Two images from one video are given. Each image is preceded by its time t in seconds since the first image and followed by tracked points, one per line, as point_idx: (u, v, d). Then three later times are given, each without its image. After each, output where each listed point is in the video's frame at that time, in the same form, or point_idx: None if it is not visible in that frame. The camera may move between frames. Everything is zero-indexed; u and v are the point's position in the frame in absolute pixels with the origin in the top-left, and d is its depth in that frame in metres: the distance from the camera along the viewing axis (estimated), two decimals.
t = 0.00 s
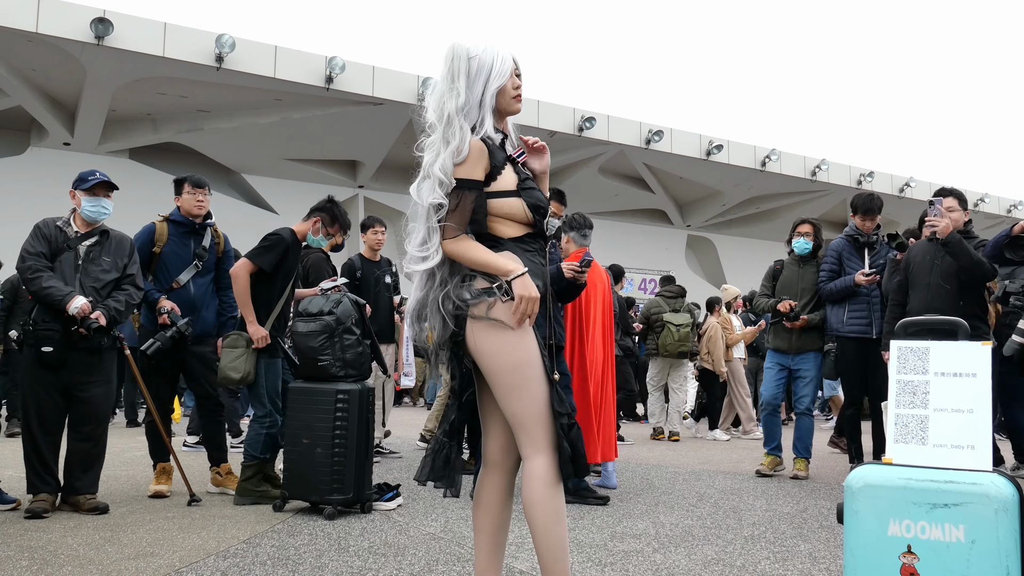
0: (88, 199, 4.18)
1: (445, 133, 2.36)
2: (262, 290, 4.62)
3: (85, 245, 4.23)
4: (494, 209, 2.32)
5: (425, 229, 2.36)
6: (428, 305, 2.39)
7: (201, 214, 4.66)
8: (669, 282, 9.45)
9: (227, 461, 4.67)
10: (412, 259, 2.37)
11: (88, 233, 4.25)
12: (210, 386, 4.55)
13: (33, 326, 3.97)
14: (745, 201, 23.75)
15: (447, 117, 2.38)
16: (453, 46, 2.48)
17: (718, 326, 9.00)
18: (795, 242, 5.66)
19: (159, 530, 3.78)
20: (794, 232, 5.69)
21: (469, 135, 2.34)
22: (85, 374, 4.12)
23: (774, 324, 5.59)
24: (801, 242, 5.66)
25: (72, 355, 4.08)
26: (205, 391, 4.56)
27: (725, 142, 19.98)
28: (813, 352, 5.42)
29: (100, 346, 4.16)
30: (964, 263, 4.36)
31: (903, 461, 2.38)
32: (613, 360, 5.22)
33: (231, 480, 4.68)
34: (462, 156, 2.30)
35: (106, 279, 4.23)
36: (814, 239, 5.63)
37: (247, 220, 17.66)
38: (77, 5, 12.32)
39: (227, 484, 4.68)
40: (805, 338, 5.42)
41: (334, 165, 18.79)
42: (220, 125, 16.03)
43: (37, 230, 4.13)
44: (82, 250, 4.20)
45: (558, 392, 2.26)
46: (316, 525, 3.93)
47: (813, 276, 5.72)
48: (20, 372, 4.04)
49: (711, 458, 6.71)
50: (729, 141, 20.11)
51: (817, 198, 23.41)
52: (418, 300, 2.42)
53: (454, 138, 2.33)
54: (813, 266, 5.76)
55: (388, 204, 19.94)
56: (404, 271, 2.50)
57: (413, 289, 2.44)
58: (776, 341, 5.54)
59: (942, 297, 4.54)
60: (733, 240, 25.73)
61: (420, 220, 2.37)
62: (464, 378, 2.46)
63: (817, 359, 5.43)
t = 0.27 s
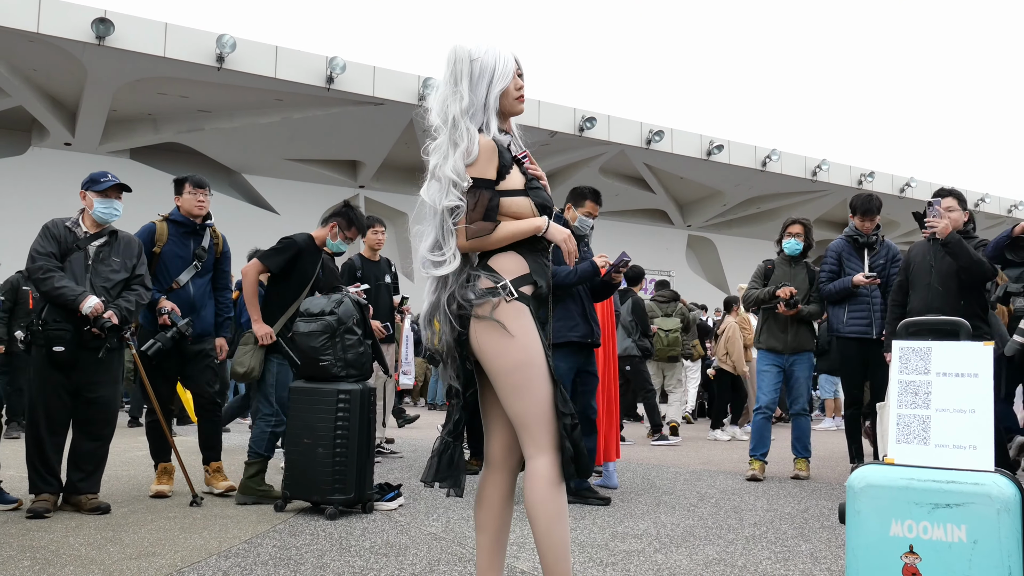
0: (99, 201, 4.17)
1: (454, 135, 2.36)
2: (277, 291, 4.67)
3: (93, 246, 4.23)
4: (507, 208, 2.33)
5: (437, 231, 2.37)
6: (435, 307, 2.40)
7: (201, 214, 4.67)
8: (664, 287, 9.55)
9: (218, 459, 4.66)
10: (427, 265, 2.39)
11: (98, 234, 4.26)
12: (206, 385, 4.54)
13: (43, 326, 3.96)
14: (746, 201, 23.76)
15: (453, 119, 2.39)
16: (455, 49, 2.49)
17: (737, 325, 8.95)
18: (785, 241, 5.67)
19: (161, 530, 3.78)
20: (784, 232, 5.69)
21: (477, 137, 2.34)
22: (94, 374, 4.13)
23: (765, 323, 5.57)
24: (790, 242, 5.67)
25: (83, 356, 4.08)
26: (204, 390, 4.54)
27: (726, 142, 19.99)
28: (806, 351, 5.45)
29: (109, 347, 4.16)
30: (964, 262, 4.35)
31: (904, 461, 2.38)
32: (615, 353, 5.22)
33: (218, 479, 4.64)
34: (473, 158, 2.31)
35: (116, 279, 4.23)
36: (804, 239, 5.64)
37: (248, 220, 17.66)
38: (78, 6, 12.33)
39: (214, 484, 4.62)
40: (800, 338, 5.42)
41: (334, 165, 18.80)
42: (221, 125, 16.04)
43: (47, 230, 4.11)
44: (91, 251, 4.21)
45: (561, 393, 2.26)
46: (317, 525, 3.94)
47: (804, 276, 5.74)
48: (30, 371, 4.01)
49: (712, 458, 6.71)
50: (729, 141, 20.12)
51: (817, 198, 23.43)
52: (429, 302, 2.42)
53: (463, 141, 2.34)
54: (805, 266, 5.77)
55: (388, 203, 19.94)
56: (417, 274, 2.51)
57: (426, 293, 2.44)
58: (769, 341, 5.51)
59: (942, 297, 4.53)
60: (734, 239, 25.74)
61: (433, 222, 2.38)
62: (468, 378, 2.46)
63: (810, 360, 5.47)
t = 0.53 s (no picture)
0: (108, 200, 4.19)
1: (458, 136, 2.37)
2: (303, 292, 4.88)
3: (104, 245, 4.24)
4: (518, 205, 2.34)
5: (447, 231, 2.37)
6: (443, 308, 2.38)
7: (207, 213, 4.66)
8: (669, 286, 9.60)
9: (202, 462, 4.49)
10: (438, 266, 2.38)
11: (106, 234, 4.26)
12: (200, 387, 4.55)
13: (56, 324, 3.96)
14: (747, 201, 23.75)
15: (458, 119, 2.39)
16: (457, 49, 2.48)
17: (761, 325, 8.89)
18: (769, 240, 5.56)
19: (163, 529, 3.77)
20: (770, 229, 5.58)
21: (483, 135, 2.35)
22: (104, 373, 4.13)
23: (751, 320, 5.56)
24: (778, 239, 5.56)
25: (94, 355, 4.08)
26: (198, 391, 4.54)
27: (727, 142, 20.00)
28: (794, 349, 5.41)
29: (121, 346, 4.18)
30: (967, 262, 4.34)
31: (909, 460, 2.37)
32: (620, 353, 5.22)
33: (199, 483, 4.46)
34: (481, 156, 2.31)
35: (127, 279, 4.24)
36: (791, 236, 5.54)
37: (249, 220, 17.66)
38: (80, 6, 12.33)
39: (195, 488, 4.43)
40: (786, 334, 5.40)
41: (336, 165, 18.81)
42: (223, 125, 16.05)
43: (57, 229, 4.09)
44: (102, 250, 4.22)
45: (566, 391, 2.26)
46: (319, 525, 3.93)
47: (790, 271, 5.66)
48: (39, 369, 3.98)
49: (713, 458, 6.70)
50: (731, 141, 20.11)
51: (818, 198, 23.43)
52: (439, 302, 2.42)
53: (468, 140, 2.34)
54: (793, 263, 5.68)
55: (389, 204, 19.94)
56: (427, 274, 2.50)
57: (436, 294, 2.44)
58: (755, 338, 5.49)
59: (945, 296, 4.54)
60: (735, 240, 25.74)
61: (441, 221, 2.38)
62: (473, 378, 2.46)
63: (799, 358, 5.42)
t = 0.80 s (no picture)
0: (104, 198, 4.17)
1: (456, 137, 2.38)
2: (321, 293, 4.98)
3: (108, 244, 4.27)
4: (516, 206, 2.35)
5: (444, 231, 2.38)
6: (441, 306, 2.38)
7: (214, 212, 4.66)
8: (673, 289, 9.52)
9: (202, 462, 4.49)
10: (434, 264, 2.39)
11: (110, 233, 4.29)
12: (203, 388, 4.53)
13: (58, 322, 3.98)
14: (748, 201, 23.74)
15: (458, 120, 2.39)
16: (459, 47, 2.48)
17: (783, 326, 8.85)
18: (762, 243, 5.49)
19: (163, 530, 3.78)
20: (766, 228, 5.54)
21: (481, 137, 2.36)
22: (105, 374, 4.12)
23: (747, 318, 5.55)
24: (773, 238, 5.52)
25: (95, 354, 4.09)
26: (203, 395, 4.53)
27: (728, 142, 19.99)
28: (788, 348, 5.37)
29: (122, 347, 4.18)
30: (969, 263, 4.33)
31: (908, 461, 2.37)
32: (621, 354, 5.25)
33: (199, 483, 4.47)
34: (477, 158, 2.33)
35: (130, 279, 4.28)
36: (787, 235, 5.51)
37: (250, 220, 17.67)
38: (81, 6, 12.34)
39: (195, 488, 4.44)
40: (779, 334, 5.37)
41: (337, 165, 18.81)
42: (224, 125, 16.06)
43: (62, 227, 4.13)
44: (106, 250, 4.25)
45: (565, 392, 2.26)
46: (319, 525, 3.93)
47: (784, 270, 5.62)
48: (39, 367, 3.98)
49: (714, 458, 6.71)
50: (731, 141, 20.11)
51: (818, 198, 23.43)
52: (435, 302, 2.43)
53: (466, 142, 2.35)
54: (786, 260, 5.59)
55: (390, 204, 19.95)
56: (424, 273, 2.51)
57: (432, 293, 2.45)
58: (749, 336, 5.49)
59: (948, 297, 4.54)
60: (735, 239, 25.74)
61: (437, 222, 2.39)
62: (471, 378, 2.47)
63: (793, 359, 5.38)
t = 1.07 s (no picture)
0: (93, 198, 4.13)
1: (454, 137, 2.37)
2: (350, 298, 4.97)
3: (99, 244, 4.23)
4: (513, 208, 2.34)
5: (440, 231, 2.37)
6: (439, 306, 2.39)
7: (221, 213, 4.68)
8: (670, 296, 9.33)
9: (202, 463, 4.50)
10: (428, 265, 2.37)
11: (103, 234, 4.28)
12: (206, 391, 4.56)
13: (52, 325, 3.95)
14: (748, 202, 23.73)
15: (455, 119, 2.39)
16: (458, 48, 2.48)
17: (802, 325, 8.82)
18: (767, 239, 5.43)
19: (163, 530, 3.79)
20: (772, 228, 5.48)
21: (478, 138, 2.35)
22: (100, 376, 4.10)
23: (748, 316, 5.54)
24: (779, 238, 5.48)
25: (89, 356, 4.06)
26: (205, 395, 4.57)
27: (728, 142, 19.99)
28: (790, 348, 5.34)
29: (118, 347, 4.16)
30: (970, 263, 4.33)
31: (906, 462, 2.37)
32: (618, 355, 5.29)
33: (199, 484, 4.48)
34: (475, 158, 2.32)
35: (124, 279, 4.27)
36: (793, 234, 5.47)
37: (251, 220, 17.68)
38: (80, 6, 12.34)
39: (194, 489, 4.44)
40: (779, 333, 5.34)
41: (337, 165, 18.82)
42: (224, 126, 16.06)
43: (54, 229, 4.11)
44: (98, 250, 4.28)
45: (563, 393, 2.25)
46: (319, 525, 3.94)
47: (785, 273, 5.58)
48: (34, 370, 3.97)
49: (714, 459, 6.71)
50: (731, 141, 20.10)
51: (819, 198, 23.42)
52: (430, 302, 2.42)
53: (464, 142, 2.34)
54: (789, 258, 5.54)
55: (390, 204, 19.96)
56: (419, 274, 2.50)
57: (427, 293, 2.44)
58: (750, 335, 5.47)
59: (950, 298, 4.55)
60: (735, 239, 25.73)
61: (434, 221, 2.38)
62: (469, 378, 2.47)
63: (792, 359, 5.36)
